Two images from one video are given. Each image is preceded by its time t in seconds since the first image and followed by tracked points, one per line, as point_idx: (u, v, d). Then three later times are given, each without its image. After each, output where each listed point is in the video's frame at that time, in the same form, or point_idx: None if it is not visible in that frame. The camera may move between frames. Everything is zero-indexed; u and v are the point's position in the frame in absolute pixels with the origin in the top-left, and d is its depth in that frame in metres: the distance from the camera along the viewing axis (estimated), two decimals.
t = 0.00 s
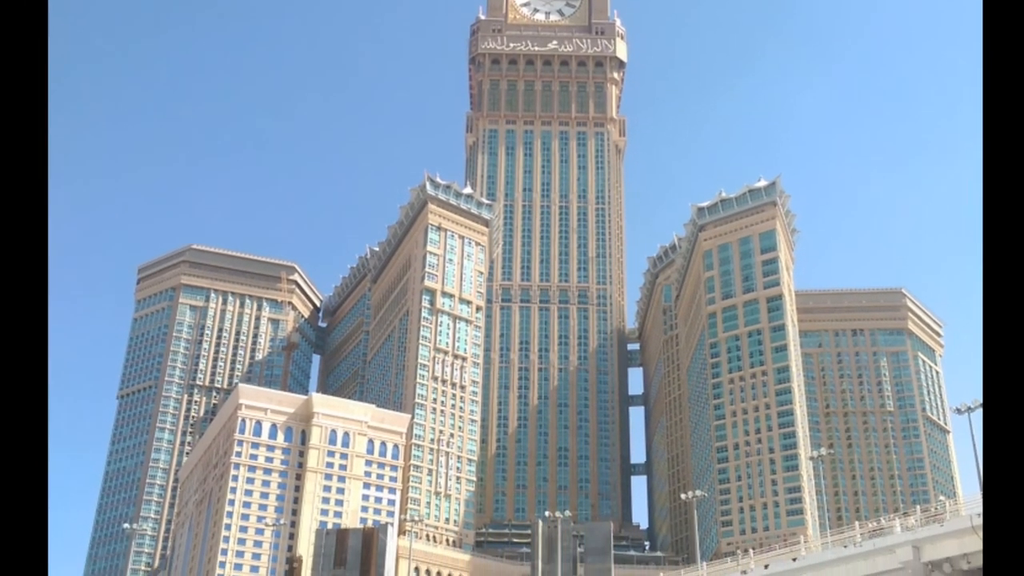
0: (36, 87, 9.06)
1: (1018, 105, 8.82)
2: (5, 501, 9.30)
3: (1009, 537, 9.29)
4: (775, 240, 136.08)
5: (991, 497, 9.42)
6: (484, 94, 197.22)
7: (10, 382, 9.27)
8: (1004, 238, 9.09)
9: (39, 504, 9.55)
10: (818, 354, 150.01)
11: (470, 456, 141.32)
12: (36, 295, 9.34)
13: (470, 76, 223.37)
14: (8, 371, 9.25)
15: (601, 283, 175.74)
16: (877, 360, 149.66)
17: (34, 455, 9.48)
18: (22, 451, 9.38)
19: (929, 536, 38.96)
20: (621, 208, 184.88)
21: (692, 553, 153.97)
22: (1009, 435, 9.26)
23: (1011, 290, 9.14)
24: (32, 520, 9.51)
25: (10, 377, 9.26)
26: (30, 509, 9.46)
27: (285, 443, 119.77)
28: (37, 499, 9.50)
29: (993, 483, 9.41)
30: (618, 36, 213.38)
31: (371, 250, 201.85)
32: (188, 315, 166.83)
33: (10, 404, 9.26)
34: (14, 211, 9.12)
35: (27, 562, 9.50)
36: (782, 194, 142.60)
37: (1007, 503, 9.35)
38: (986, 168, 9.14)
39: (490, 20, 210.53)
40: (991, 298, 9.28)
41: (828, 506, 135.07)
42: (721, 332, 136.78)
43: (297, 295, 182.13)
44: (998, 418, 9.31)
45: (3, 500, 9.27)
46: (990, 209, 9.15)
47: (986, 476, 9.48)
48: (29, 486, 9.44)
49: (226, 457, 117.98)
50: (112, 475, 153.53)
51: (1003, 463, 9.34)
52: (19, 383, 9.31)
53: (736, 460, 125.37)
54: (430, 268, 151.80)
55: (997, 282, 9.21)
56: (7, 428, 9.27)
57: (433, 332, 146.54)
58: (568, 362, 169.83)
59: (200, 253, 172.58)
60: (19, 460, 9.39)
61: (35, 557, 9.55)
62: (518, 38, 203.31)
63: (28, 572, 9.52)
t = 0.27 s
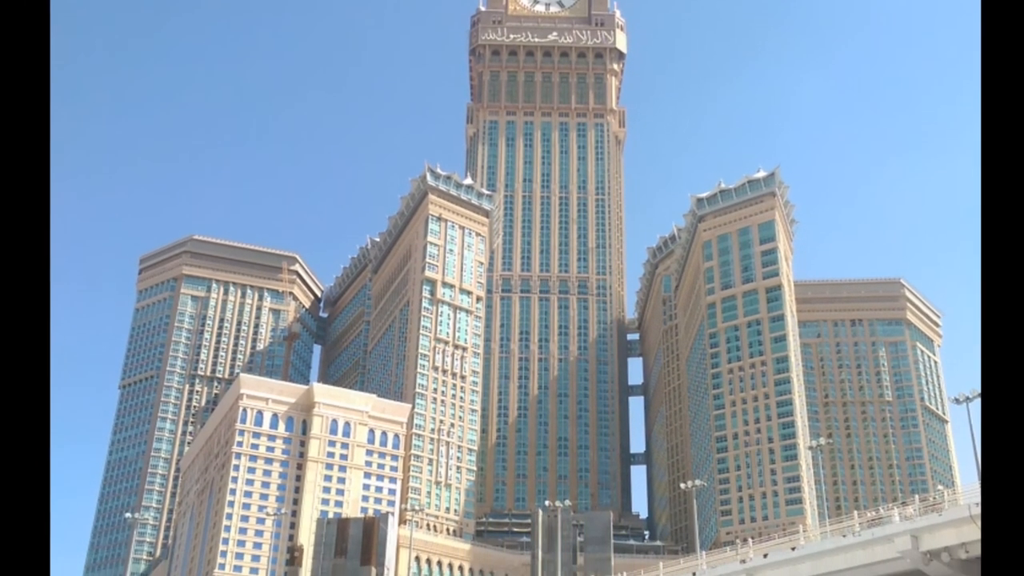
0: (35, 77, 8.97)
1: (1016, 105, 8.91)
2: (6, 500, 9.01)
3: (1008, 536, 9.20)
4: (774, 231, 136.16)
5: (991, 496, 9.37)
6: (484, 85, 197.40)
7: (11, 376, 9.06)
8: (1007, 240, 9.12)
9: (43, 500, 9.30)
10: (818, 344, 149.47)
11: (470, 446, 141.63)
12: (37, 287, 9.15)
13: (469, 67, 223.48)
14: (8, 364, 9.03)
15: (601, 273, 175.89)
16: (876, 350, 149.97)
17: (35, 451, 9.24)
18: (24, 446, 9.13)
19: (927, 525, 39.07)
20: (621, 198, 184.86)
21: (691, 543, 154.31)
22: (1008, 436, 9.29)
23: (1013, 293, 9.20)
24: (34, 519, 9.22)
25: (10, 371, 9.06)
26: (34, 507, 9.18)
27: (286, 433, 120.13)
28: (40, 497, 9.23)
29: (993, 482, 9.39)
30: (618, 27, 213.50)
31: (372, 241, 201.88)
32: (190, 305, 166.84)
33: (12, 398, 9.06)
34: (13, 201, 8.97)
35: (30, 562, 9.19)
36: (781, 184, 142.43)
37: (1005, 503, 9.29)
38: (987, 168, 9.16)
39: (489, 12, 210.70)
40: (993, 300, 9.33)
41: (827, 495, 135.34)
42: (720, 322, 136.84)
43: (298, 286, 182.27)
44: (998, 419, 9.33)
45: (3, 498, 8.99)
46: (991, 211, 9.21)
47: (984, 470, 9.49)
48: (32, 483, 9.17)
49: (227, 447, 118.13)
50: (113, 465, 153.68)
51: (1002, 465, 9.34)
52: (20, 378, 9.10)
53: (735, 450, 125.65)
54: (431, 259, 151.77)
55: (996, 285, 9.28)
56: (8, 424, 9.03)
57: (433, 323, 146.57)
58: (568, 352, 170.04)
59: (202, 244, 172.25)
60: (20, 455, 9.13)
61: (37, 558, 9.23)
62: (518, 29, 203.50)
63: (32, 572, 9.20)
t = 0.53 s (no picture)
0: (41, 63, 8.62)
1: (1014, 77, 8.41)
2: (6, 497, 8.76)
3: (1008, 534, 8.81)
4: (773, 222, 136.21)
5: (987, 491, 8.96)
6: (484, 77, 197.35)
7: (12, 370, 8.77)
8: (1002, 213, 8.62)
9: (45, 500, 9.03)
10: (817, 335, 150.15)
11: (470, 436, 141.98)
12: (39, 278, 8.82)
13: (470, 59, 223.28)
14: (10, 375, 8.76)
15: (600, 264, 176.13)
16: (875, 340, 149.87)
17: (37, 447, 8.94)
18: (26, 443, 8.84)
19: (925, 514, 39.28)
20: (620, 189, 184.79)
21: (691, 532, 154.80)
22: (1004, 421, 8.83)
23: (1008, 270, 8.66)
24: (35, 516, 8.94)
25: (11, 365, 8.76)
26: (34, 506, 8.91)
27: (287, 423, 120.59)
28: (40, 497, 8.95)
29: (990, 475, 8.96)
30: (618, 18, 213.35)
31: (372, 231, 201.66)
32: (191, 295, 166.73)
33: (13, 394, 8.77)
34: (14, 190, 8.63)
35: (30, 561, 8.92)
36: (780, 174, 142.34)
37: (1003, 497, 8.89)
38: (986, 137, 8.67)
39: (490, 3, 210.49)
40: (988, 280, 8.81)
41: (826, 485, 135.70)
42: (719, 312, 136.92)
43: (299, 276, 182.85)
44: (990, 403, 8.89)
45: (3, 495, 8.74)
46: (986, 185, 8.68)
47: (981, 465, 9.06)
48: (32, 480, 8.90)
49: (229, 437, 118.40)
50: (115, 454, 154.15)
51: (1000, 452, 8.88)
52: (22, 372, 8.81)
53: (735, 440, 126.03)
54: (431, 249, 151.85)
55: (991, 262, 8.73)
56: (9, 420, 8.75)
57: (434, 313, 146.75)
58: (568, 343, 170.32)
59: (204, 234, 172.28)
60: (21, 452, 8.84)
61: (38, 558, 8.96)
62: (518, 21, 203.37)
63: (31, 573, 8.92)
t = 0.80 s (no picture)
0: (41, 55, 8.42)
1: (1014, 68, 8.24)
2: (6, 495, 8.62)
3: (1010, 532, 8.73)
4: (772, 213, 136.16)
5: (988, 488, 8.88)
6: (484, 68, 197.31)
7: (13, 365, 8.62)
8: (1000, 208, 8.48)
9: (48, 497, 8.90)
10: (816, 325, 150.91)
11: (470, 426, 142.27)
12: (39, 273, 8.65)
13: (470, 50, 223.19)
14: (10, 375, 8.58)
15: (600, 255, 176.22)
16: (873, 329, 148.98)
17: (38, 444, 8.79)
18: (27, 441, 8.68)
19: (923, 504, 39.59)
20: (621, 179, 184.66)
21: (690, 522, 155.28)
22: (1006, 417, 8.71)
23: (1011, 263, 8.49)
24: (38, 514, 8.82)
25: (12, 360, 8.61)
26: (36, 504, 8.79)
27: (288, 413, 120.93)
28: (43, 495, 8.83)
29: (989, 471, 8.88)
30: (618, 10, 213.32)
31: (373, 222, 201.43)
32: (192, 286, 165.85)
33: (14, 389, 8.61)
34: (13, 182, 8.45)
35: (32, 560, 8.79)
36: (779, 165, 142.16)
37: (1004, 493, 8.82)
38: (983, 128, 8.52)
39: None
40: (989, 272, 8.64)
41: (825, 475, 136.13)
42: (718, 303, 136.85)
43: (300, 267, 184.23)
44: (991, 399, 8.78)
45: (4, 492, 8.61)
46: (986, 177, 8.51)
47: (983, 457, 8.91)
48: (34, 477, 8.76)
49: (230, 427, 118.64)
50: (117, 444, 154.56)
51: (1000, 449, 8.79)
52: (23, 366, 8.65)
53: (734, 430, 126.37)
54: (432, 240, 151.85)
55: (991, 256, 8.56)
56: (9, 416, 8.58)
57: (435, 303, 146.81)
58: (568, 333, 170.58)
59: (205, 225, 172.01)
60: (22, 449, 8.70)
61: (40, 556, 8.83)
62: (518, 12, 203.43)
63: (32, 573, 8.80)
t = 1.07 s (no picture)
0: (39, 55, 8.42)
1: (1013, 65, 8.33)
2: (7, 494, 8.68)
3: (1009, 527, 8.82)
4: (772, 203, 136.23)
5: (984, 483, 8.99)
6: (485, 59, 197.42)
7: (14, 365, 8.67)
8: (999, 205, 8.55)
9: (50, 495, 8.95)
10: (815, 315, 151.59)
11: (471, 415, 142.53)
12: (40, 273, 8.69)
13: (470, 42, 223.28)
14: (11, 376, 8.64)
15: (600, 246, 176.29)
16: (871, 320, 149.47)
17: (40, 443, 8.87)
18: (28, 440, 8.75)
19: (922, 494, 39.67)
20: (621, 170, 184.62)
21: (690, 511, 155.70)
22: (1004, 410, 8.78)
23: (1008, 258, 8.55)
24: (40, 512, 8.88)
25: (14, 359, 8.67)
26: (37, 503, 8.83)
27: (289, 403, 121.28)
28: (44, 494, 8.89)
29: (985, 466, 8.99)
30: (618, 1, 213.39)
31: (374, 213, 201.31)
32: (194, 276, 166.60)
33: (15, 389, 8.67)
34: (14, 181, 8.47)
35: (34, 559, 8.84)
36: (778, 156, 142.20)
37: (1005, 488, 8.90)
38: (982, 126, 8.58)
39: None
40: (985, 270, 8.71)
41: (824, 464, 136.50)
42: (717, 294, 136.92)
43: (301, 257, 182.24)
44: (990, 395, 8.85)
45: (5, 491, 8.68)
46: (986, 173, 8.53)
47: (981, 452, 8.99)
48: (35, 477, 8.83)
49: (231, 416, 119.05)
50: (118, 434, 154.86)
51: (997, 444, 8.87)
52: (23, 367, 8.71)
53: (733, 419, 126.68)
54: (432, 231, 151.86)
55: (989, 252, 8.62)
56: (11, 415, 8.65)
57: (435, 293, 147.02)
58: (568, 323, 170.84)
59: (206, 216, 172.00)
60: (23, 448, 8.77)
61: (41, 556, 8.87)
62: (518, 3, 203.76)
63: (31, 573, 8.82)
